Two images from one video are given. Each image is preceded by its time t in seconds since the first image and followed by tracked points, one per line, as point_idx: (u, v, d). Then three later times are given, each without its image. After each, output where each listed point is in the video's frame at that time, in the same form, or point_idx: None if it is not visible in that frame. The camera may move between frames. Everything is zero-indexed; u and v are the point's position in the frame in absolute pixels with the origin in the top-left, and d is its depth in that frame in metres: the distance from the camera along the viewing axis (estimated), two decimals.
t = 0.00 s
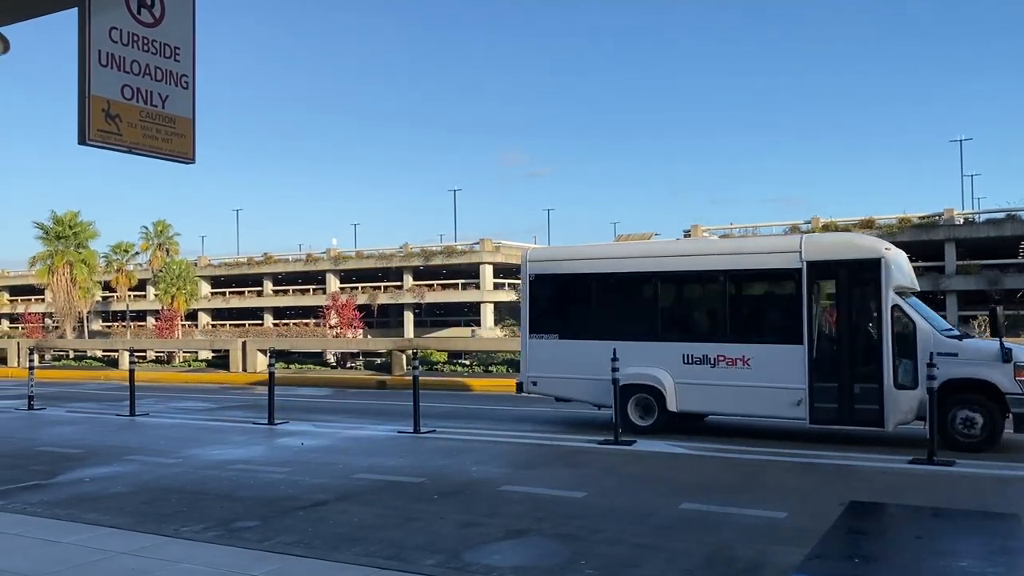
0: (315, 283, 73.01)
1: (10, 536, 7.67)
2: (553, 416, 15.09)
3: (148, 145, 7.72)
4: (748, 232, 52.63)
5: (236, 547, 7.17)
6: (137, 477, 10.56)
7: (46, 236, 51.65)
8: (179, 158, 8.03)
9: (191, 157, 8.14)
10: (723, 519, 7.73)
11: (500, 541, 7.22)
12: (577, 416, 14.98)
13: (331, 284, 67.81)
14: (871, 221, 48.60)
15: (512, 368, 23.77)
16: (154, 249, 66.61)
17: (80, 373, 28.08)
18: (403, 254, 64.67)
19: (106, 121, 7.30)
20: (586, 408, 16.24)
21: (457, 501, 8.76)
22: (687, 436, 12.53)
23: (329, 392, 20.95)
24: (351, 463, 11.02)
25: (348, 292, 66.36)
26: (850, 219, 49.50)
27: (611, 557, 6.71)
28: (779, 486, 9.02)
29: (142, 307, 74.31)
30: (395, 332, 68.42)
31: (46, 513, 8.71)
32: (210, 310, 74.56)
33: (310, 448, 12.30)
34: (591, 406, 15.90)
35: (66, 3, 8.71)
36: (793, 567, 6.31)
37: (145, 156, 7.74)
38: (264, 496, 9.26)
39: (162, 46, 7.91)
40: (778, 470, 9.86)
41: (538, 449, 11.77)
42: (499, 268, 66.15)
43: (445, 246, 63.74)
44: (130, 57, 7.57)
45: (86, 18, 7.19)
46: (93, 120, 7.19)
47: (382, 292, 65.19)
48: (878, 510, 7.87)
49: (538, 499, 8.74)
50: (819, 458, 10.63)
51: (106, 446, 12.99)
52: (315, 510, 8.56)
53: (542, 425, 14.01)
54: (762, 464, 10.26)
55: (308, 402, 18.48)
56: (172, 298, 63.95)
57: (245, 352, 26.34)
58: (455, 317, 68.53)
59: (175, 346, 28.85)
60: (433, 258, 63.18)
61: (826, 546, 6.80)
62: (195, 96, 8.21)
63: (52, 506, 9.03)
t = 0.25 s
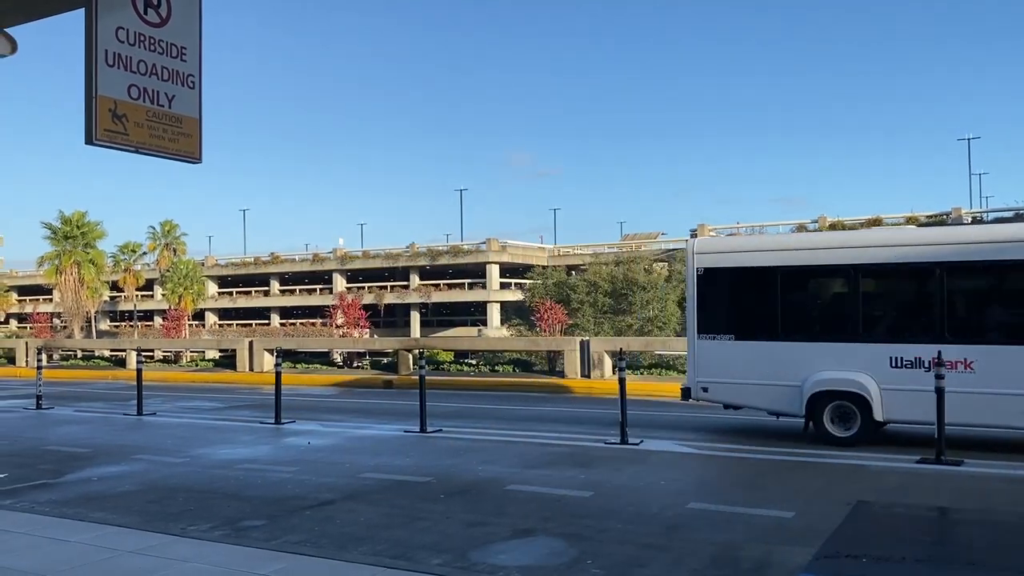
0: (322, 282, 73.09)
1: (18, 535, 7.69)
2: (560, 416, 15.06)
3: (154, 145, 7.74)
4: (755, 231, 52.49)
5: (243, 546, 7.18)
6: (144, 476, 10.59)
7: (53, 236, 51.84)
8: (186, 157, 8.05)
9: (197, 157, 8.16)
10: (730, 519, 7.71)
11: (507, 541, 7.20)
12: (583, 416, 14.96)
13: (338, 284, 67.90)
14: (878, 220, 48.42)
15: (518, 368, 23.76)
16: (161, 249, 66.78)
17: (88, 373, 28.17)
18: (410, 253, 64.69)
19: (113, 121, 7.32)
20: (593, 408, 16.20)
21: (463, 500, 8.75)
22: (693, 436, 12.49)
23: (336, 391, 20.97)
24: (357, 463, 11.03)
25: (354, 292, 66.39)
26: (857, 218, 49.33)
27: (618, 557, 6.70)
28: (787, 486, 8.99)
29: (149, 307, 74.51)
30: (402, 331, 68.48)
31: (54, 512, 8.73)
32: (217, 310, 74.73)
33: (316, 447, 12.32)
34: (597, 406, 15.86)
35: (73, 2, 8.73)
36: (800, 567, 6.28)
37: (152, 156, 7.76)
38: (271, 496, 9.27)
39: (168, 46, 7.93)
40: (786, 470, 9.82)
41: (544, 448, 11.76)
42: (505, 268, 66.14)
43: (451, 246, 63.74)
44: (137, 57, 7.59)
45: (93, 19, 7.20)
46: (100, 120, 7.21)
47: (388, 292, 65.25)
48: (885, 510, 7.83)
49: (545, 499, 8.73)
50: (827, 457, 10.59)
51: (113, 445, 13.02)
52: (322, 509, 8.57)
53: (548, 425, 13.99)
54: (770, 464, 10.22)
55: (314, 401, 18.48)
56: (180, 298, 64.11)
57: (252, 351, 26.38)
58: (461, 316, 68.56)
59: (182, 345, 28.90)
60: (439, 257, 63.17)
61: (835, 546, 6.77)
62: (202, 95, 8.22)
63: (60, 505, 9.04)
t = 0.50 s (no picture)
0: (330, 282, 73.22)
1: (28, 533, 7.72)
2: (569, 414, 15.05)
3: (163, 144, 7.76)
4: (764, 229, 52.30)
5: (252, 544, 7.20)
6: (153, 474, 10.62)
7: (64, 236, 52.04)
8: (195, 156, 8.08)
9: (206, 156, 8.18)
10: (739, 518, 7.68)
11: (515, 540, 7.20)
12: (592, 415, 14.94)
13: (347, 282, 67.99)
14: (888, 217, 48.20)
15: (527, 366, 23.76)
16: (170, 249, 66.98)
17: (99, 372, 28.28)
18: (418, 252, 64.69)
19: (122, 120, 7.34)
20: (602, 406, 16.19)
21: (471, 498, 8.76)
22: (703, 435, 12.47)
23: (345, 390, 21.02)
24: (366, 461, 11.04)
25: (363, 291, 66.50)
26: (867, 216, 49.13)
27: (627, 556, 6.68)
28: (796, 484, 8.96)
29: (159, 306, 74.78)
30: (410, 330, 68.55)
31: (64, 510, 8.76)
32: (226, 309, 74.95)
33: (326, 446, 12.35)
34: (606, 406, 15.84)
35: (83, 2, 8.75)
36: (810, 566, 6.25)
37: (160, 155, 7.79)
38: (280, 494, 9.30)
39: (176, 45, 7.95)
40: (796, 468, 9.78)
41: (553, 446, 11.75)
42: (513, 266, 66.10)
43: (459, 244, 63.73)
44: (145, 57, 7.61)
45: (102, 18, 7.23)
46: (109, 119, 7.23)
47: (397, 291, 65.30)
48: (896, 509, 7.79)
49: (553, 497, 8.72)
50: (837, 456, 10.55)
51: (123, 444, 13.07)
52: (330, 507, 8.58)
53: (557, 423, 14.00)
54: (778, 462, 10.20)
55: (323, 400, 18.52)
56: (190, 297, 64.31)
57: (261, 350, 26.45)
58: (470, 315, 68.58)
59: (191, 344, 29.00)
60: (448, 256, 63.15)
61: (844, 545, 6.74)
62: (210, 94, 8.24)
63: (71, 504, 9.08)
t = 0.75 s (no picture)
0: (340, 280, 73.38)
1: (40, 530, 7.76)
2: (578, 413, 15.03)
3: (172, 143, 7.78)
4: (774, 227, 52.08)
5: (262, 542, 7.22)
6: (164, 472, 10.66)
7: (75, 235, 52.30)
8: (205, 156, 8.09)
9: (216, 155, 8.20)
10: (749, 517, 7.66)
11: (525, 538, 7.20)
12: (602, 413, 14.91)
13: (356, 281, 68.10)
14: (899, 215, 47.96)
15: (536, 365, 23.72)
16: (181, 248, 67.20)
17: (110, 370, 28.42)
18: (427, 251, 64.69)
19: (132, 119, 7.36)
20: (611, 405, 16.16)
21: (481, 497, 8.75)
22: (713, 433, 12.43)
23: (354, 388, 21.05)
24: (376, 459, 11.06)
25: (372, 289, 66.63)
26: (877, 214, 48.89)
27: (637, 555, 6.66)
28: (806, 483, 8.92)
29: (169, 305, 75.09)
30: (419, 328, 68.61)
31: (76, 508, 8.80)
32: (236, 307, 75.19)
33: (335, 444, 12.37)
34: (615, 405, 15.80)
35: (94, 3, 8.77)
36: (821, 566, 6.21)
37: (170, 153, 7.81)
38: (290, 492, 9.32)
39: (186, 44, 7.97)
40: (806, 467, 9.76)
41: (562, 445, 11.73)
42: (522, 265, 66.05)
43: (468, 243, 63.73)
44: (155, 56, 7.63)
45: (113, 18, 7.25)
46: (119, 118, 7.26)
47: (406, 289, 65.35)
48: (908, 508, 7.75)
49: (563, 495, 8.71)
50: (848, 455, 10.50)
51: (134, 442, 13.12)
52: (340, 506, 8.59)
53: (567, 422, 13.97)
54: (789, 461, 10.16)
55: (332, 398, 18.57)
56: (200, 296, 64.56)
57: (271, 349, 26.51)
58: (479, 313, 68.58)
59: (202, 343, 29.09)
60: (457, 255, 63.10)
61: (855, 545, 6.70)
62: (219, 93, 8.26)
63: (82, 501, 9.13)
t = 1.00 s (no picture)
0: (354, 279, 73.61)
1: (58, 527, 7.82)
2: (592, 411, 15.01)
3: (188, 142, 7.82)
4: (789, 224, 51.80)
5: (277, 539, 7.24)
6: (180, 470, 10.72)
7: (92, 234, 52.65)
8: (219, 154, 8.12)
9: (230, 154, 8.23)
10: (764, 515, 7.62)
11: (539, 536, 7.19)
12: (616, 412, 14.88)
13: (370, 280, 68.27)
14: (916, 212, 47.62)
15: (549, 363, 23.70)
16: (196, 247, 67.52)
17: (126, 368, 28.61)
18: (440, 250, 64.73)
19: (148, 118, 7.40)
20: (626, 403, 16.13)
21: (495, 494, 8.75)
22: (728, 432, 12.38)
23: (368, 386, 21.11)
24: (390, 457, 11.08)
25: (386, 288, 66.78)
26: (893, 211, 48.57)
27: (652, 553, 6.65)
28: (822, 482, 8.87)
29: (185, 303, 75.52)
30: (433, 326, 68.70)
31: (93, 505, 8.86)
32: (251, 306, 75.55)
33: (350, 442, 12.41)
34: (630, 403, 15.76)
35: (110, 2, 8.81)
36: (837, 565, 6.17)
37: (186, 152, 7.85)
38: (305, 489, 9.35)
39: (201, 43, 8.00)
40: (821, 465, 9.70)
41: (576, 443, 11.72)
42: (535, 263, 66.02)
43: (481, 241, 63.76)
44: (170, 55, 7.67)
45: (129, 17, 7.28)
46: (135, 117, 7.29)
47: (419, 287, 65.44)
48: (925, 507, 7.69)
49: (577, 493, 8.70)
50: (864, 453, 10.43)
51: (150, 439, 13.19)
52: (355, 503, 8.62)
53: (580, 420, 13.96)
54: (804, 460, 10.10)
55: (346, 396, 18.62)
56: (215, 295, 64.93)
57: (286, 347, 26.61)
58: (492, 312, 68.62)
59: (217, 341, 29.24)
60: (470, 253, 63.11)
61: (872, 544, 6.65)
62: (233, 92, 8.29)
63: (99, 499, 9.19)
